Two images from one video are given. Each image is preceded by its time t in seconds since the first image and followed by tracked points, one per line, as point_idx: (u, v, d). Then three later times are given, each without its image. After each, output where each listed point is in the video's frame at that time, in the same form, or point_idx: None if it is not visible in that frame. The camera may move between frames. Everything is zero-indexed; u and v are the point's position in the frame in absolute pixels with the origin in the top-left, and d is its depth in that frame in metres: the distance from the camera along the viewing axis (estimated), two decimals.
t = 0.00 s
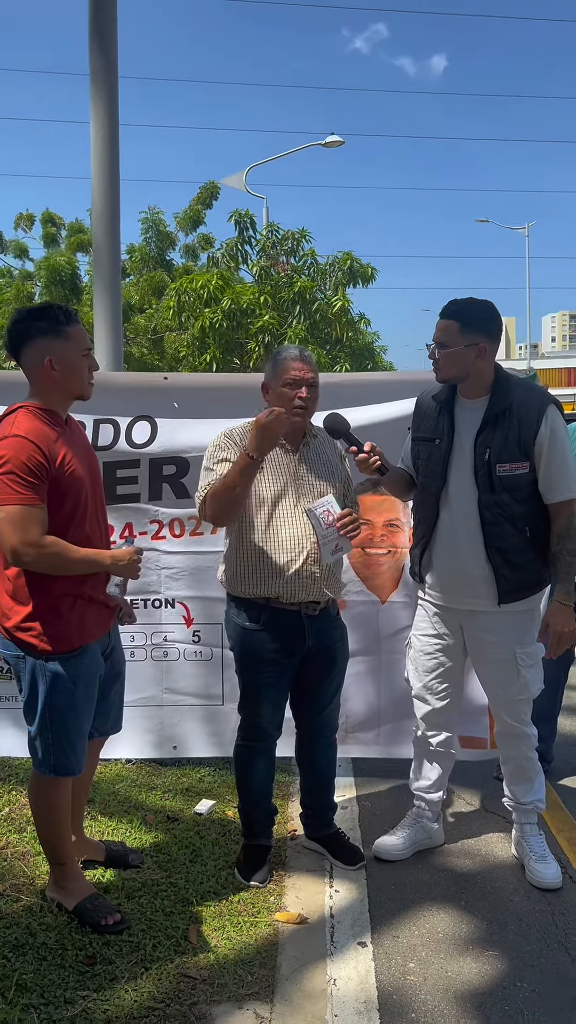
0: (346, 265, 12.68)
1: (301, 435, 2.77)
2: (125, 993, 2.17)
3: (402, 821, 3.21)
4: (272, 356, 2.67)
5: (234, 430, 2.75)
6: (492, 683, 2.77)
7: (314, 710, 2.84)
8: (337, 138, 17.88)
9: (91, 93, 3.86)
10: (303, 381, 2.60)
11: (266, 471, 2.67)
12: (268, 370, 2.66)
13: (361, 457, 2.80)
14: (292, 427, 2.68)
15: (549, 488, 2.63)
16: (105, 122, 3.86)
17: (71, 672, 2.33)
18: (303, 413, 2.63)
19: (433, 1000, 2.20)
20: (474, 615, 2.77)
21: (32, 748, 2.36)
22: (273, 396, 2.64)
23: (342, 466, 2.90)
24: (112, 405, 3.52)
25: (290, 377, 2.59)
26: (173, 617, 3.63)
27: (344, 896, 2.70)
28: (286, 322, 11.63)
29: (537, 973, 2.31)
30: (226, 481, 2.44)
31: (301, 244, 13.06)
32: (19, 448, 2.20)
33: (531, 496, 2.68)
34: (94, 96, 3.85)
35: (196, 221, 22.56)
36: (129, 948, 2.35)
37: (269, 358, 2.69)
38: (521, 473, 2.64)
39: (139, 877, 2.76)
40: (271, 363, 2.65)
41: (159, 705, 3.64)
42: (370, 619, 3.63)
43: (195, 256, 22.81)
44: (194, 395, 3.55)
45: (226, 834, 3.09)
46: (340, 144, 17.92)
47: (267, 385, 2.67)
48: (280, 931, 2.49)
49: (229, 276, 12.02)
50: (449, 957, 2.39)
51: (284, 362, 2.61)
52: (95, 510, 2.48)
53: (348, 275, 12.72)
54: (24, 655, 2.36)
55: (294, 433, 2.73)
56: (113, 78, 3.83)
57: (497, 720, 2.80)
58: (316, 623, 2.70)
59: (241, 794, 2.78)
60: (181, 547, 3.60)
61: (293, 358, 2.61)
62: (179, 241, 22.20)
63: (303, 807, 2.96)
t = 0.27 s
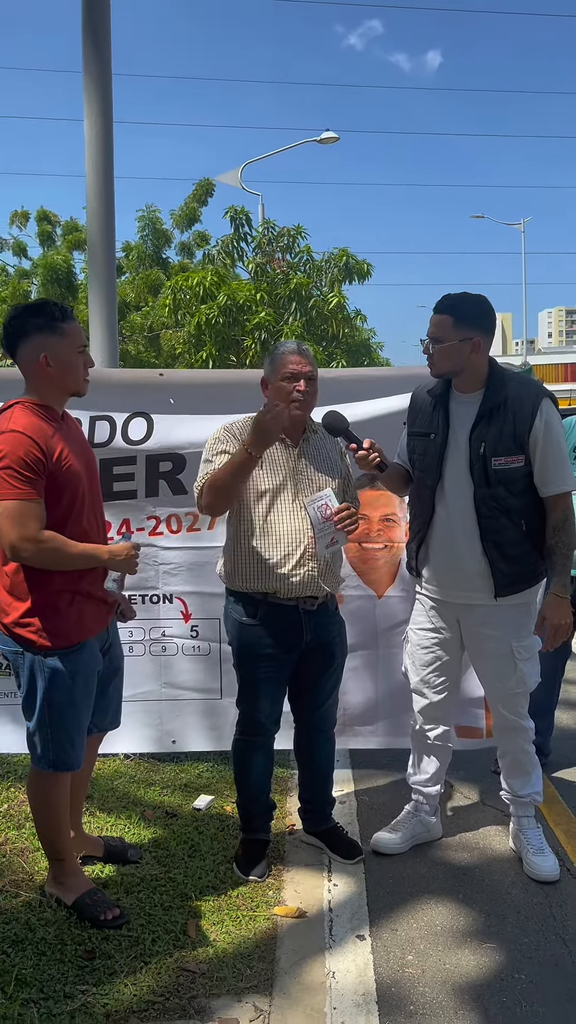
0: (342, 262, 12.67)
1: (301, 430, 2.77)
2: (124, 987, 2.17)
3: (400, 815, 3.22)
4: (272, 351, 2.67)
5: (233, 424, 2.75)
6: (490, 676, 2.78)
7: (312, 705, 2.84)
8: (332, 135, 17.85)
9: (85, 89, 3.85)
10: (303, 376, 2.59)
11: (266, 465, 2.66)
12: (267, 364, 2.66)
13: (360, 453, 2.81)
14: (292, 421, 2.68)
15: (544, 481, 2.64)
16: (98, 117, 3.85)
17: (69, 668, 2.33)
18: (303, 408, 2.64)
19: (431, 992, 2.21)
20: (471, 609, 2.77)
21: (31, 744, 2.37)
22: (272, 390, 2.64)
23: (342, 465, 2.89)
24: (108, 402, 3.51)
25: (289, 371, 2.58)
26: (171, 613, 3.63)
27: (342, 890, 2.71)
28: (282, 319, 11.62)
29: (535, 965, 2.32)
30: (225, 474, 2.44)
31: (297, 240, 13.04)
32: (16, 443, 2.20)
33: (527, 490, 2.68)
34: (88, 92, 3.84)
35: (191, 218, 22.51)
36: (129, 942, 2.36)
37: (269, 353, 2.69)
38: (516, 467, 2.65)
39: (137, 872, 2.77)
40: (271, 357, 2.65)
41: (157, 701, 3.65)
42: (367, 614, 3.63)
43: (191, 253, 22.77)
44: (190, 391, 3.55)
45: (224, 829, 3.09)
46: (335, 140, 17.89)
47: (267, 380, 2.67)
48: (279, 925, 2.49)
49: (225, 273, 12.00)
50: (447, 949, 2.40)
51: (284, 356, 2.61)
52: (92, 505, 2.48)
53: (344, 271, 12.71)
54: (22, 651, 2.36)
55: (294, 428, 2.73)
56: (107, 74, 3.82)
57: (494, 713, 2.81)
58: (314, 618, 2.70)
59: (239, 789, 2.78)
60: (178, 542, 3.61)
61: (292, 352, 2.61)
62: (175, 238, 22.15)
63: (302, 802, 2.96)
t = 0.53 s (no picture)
0: (337, 257, 12.65)
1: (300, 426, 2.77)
2: (123, 981, 2.18)
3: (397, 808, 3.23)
4: (272, 347, 2.66)
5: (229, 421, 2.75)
6: (486, 670, 2.78)
7: (309, 699, 2.85)
8: (327, 130, 17.80)
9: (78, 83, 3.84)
10: (304, 374, 2.60)
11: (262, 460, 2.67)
12: (267, 361, 2.65)
13: (356, 447, 2.81)
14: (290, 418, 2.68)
15: (539, 473, 2.65)
16: (92, 112, 3.84)
17: (67, 664, 2.34)
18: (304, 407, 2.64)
19: (429, 983, 2.22)
20: (468, 602, 2.78)
21: (29, 740, 2.37)
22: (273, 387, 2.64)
23: (340, 458, 2.91)
24: (104, 398, 3.51)
25: (290, 369, 2.58)
26: (168, 609, 3.64)
27: (340, 883, 2.72)
28: (278, 314, 11.61)
29: (531, 955, 2.34)
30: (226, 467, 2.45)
31: (292, 236, 13.02)
32: (12, 439, 2.20)
33: (522, 483, 2.69)
34: (81, 87, 3.82)
35: (186, 214, 22.45)
36: (127, 936, 2.37)
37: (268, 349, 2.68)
38: (512, 459, 2.66)
39: (136, 867, 2.77)
40: (270, 354, 2.64)
41: (155, 696, 3.65)
42: (364, 608, 3.64)
43: (186, 249, 22.72)
44: (186, 387, 3.55)
45: (223, 823, 3.10)
46: (330, 135, 17.84)
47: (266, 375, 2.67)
48: (277, 918, 2.51)
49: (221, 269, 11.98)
50: (445, 941, 2.41)
51: (284, 354, 2.60)
52: (89, 501, 2.48)
53: (339, 266, 12.69)
54: (20, 647, 2.36)
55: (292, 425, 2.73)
56: (101, 70, 3.80)
57: (491, 706, 2.82)
58: (312, 613, 2.71)
59: (237, 784, 2.79)
60: (175, 538, 3.61)
61: (293, 349, 2.60)
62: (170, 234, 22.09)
63: (300, 796, 2.97)
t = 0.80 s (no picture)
0: (334, 251, 12.63)
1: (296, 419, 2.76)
2: (123, 974, 2.19)
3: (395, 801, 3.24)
4: (267, 340, 2.65)
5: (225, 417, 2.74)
6: (484, 662, 2.79)
7: (307, 693, 2.86)
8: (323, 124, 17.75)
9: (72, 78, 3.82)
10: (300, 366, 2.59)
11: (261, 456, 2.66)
12: (262, 354, 2.65)
13: (353, 444, 2.80)
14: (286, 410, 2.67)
15: (535, 463, 2.65)
16: (86, 107, 3.82)
17: (65, 659, 2.34)
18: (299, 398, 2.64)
19: (427, 974, 2.23)
20: (465, 595, 2.79)
21: (27, 735, 2.37)
22: (269, 380, 2.63)
23: (336, 451, 2.92)
24: (100, 393, 3.50)
25: (286, 362, 2.58)
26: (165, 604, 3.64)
27: (338, 876, 2.74)
28: (275, 309, 11.59)
29: (529, 946, 2.35)
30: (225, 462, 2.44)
31: (289, 230, 12.99)
32: (8, 434, 2.20)
33: (518, 474, 2.69)
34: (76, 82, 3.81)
35: (183, 209, 22.38)
36: (127, 930, 2.38)
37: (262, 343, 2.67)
38: (508, 450, 2.66)
39: (135, 861, 2.78)
40: (266, 347, 2.64)
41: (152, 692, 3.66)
42: (361, 602, 3.65)
43: (183, 244, 22.66)
44: (182, 382, 3.54)
45: (221, 817, 3.11)
46: (326, 130, 17.79)
47: (262, 369, 2.66)
48: (276, 911, 2.52)
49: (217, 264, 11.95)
50: (443, 933, 2.42)
51: (280, 347, 2.60)
52: (85, 496, 2.48)
53: (336, 261, 12.67)
54: (18, 642, 2.36)
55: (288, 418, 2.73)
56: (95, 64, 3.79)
57: (488, 699, 2.83)
58: (310, 607, 2.71)
59: (236, 778, 2.80)
60: (172, 534, 3.61)
61: (287, 342, 2.60)
62: (166, 229, 22.03)
63: (299, 789, 2.98)
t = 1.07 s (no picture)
0: (331, 247, 12.60)
1: (289, 414, 2.76)
2: (122, 970, 2.19)
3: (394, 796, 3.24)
4: (260, 337, 2.62)
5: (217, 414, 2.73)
6: (482, 656, 2.79)
7: (306, 688, 2.85)
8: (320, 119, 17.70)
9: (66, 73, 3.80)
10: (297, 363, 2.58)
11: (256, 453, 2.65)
12: (256, 352, 2.61)
13: (348, 438, 2.79)
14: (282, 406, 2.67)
15: (531, 455, 2.65)
16: (80, 102, 3.80)
17: (62, 655, 2.33)
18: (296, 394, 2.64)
19: (426, 968, 2.24)
20: (463, 589, 2.78)
21: (25, 732, 2.37)
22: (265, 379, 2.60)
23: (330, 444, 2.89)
24: (95, 389, 3.49)
25: (284, 359, 2.56)
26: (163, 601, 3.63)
27: (337, 871, 2.73)
28: (273, 305, 11.57)
29: (527, 940, 2.35)
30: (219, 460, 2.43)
31: (286, 226, 12.96)
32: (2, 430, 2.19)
33: (515, 467, 2.69)
34: (70, 76, 3.79)
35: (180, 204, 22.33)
36: (125, 927, 2.37)
37: (254, 340, 2.64)
38: (504, 443, 2.65)
39: (133, 858, 2.78)
40: (259, 345, 2.60)
41: (151, 688, 3.65)
42: (359, 597, 3.64)
43: (180, 240, 22.61)
44: (178, 378, 3.53)
45: (220, 813, 3.11)
46: (323, 125, 17.75)
47: (257, 367, 2.62)
48: (275, 907, 2.51)
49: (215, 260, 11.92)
50: (441, 927, 2.42)
51: (276, 344, 2.57)
52: (81, 493, 2.48)
53: (334, 256, 12.64)
54: (15, 639, 2.36)
55: (282, 413, 2.72)
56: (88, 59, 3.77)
57: (487, 693, 2.82)
58: (309, 602, 2.71)
59: (235, 774, 2.79)
60: (169, 530, 3.60)
61: (283, 338, 2.58)
62: (164, 225, 21.98)
63: (297, 785, 2.98)
